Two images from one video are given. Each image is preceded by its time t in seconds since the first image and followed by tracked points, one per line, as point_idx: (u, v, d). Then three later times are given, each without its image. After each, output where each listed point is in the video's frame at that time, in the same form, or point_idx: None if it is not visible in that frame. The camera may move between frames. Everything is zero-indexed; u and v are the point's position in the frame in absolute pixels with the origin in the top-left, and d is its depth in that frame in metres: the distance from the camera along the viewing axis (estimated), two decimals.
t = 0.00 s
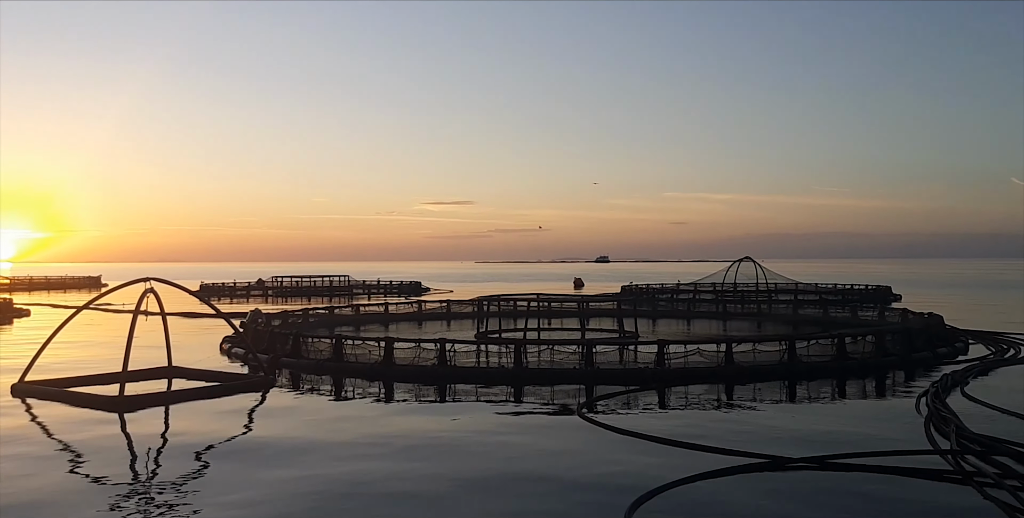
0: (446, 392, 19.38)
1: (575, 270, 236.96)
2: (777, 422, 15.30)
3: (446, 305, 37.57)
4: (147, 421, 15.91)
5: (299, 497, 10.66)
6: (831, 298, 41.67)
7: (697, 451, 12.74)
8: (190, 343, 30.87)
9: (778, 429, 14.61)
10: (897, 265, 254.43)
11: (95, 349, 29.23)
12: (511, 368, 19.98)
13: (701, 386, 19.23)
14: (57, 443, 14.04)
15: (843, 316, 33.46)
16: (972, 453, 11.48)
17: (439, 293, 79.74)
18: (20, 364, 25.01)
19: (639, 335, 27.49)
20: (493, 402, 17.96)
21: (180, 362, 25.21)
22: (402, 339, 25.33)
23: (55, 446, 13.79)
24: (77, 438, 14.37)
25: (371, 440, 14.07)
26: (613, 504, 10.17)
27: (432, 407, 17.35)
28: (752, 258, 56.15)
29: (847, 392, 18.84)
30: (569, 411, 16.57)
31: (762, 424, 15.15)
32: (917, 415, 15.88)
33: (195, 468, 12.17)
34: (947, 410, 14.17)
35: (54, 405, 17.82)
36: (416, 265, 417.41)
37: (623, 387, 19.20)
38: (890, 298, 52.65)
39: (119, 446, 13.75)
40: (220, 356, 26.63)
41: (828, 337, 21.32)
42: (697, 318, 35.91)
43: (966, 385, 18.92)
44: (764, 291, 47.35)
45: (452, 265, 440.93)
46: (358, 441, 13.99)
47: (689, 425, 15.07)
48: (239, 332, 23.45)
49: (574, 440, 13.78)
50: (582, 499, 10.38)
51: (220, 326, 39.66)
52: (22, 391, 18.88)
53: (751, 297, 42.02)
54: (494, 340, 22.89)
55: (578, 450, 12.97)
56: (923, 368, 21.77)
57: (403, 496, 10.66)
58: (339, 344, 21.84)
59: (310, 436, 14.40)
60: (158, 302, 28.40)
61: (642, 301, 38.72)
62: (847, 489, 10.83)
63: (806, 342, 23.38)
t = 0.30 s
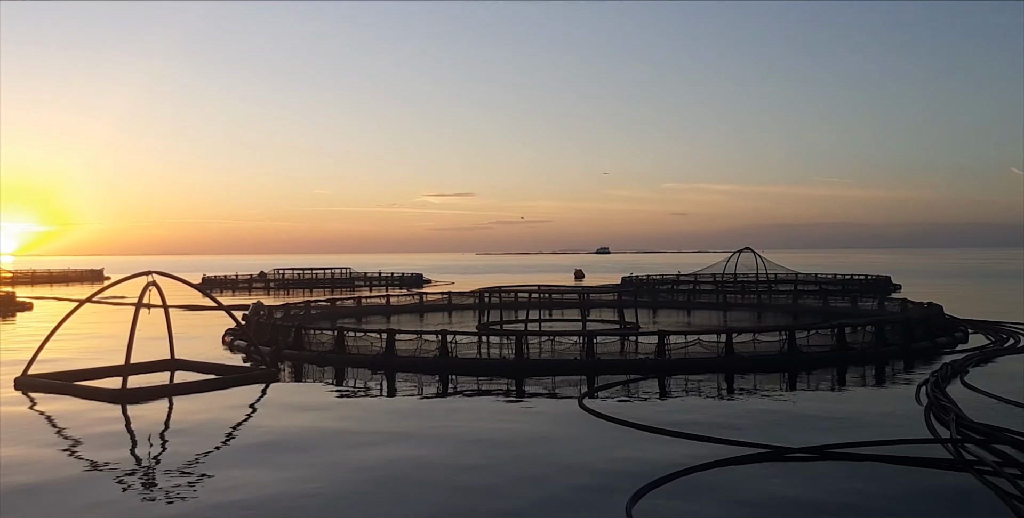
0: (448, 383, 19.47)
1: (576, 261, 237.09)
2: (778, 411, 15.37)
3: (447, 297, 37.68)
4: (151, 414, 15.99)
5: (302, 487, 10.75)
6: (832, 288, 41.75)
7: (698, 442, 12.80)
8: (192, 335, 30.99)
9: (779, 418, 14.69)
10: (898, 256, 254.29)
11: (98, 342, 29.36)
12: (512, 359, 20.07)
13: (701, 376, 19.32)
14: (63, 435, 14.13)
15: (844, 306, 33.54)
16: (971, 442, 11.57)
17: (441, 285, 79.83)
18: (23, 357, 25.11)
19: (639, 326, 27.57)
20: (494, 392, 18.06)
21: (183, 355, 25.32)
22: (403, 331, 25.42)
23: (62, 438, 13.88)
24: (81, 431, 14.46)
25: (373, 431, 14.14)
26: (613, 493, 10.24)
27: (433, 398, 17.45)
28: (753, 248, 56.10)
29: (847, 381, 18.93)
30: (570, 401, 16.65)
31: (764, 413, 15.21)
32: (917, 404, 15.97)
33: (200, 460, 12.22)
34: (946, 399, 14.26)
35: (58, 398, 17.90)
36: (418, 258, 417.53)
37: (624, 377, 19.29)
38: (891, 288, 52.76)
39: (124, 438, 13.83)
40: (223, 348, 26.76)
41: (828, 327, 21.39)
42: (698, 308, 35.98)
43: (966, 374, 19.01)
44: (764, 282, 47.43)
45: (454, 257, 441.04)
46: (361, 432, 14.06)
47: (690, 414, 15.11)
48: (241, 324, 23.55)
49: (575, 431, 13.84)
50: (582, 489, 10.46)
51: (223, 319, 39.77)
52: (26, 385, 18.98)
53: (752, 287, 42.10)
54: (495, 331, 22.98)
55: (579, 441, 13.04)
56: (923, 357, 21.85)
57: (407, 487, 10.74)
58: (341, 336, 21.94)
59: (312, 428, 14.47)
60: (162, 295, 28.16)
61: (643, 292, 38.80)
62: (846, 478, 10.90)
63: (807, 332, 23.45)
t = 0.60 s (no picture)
0: (449, 378, 19.42)
1: (576, 256, 236.99)
2: (780, 406, 15.31)
3: (447, 292, 37.61)
4: (151, 408, 15.95)
5: (300, 481, 10.66)
6: (834, 283, 41.66)
7: (700, 436, 12.74)
8: (192, 331, 30.96)
9: (781, 413, 14.64)
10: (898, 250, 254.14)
11: (98, 337, 29.32)
12: (514, 354, 20.03)
13: (702, 371, 19.27)
14: (62, 429, 14.09)
15: (845, 301, 33.50)
16: (974, 436, 11.51)
17: (442, 280, 79.76)
18: (23, 352, 25.07)
19: (640, 321, 27.51)
20: (496, 387, 18.01)
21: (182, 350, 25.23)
22: (404, 326, 25.37)
23: (61, 433, 13.83)
24: (81, 425, 14.40)
25: (374, 425, 14.09)
26: (614, 488, 10.15)
27: (434, 393, 17.41)
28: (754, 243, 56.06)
29: (850, 376, 18.89)
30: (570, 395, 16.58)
31: (767, 408, 15.15)
32: (920, 398, 15.91)
33: (199, 454, 12.17)
34: (949, 394, 14.20)
35: (58, 394, 17.85)
36: (418, 253, 417.39)
37: (625, 372, 19.25)
38: (892, 283, 52.71)
39: (124, 432, 13.79)
40: (223, 344, 26.70)
41: (830, 322, 21.34)
42: (699, 303, 35.93)
43: (968, 369, 18.96)
44: (765, 277, 47.36)
45: (454, 252, 440.89)
46: (361, 426, 14.01)
47: (692, 408, 15.05)
48: (241, 319, 23.51)
49: (576, 425, 13.79)
50: (584, 483, 10.37)
51: (223, 314, 39.74)
52: (26, 380, 18.94)
53: (753, 282, 42.05)
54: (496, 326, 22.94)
55: (581, 435, 12.99)
56: (925, 352, 21.79)
57: (407, 480, 10.68)
58: (342, 331, 21.90)
59: (312, 422, 14.42)
60: (162, 292, 27.48)
61: (644, 287, 38.77)
62: (849, 473, 10.83)
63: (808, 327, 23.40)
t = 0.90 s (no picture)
0: (451, 374, 19.45)
1: (580, 253, 236.83)
2: (783, 402, 15.32)
3: (450, 289, 37.61)
4: (155, 405, 15.99)
5: (304, 476, 10.68)
6: (837, 279, 41.64)
7: (704, 433, 12.73)
8: (196, 328, 31.02)
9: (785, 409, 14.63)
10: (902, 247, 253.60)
11: (102, 335, 29.40)
12: (517, 351, 20.04)
13: (705, 368, 19.28)
14: (67, 426, 14.13)
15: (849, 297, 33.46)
16: (977, 433, 11.50)
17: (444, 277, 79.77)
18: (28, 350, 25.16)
19: (644, 318, 27.50)
20: (499, 384, 18.03)
21: (186, 348, 25.23)
22: (408, 323, 25.40)
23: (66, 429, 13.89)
24: (85, 422, 14.38)
25: (377, 421, 14.11)
26: (620, 485, 10.11)
27: (437, 390, 17.44)
28: (757, 240, 56.04)
29: (853, 371, 18.88)
30: (574, 392, 16.55)
31: (770, 404, 15.14)
32: (923, 394, 15.90)
33: (203, 450, 12.20)
34: (952, 390, 14.19)
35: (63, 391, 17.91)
36: (421, 250, 417.30)
37: (628, 369, 19.26)
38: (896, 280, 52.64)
39: (128, 429, 13.83)
40: (226, 341, 26.72)
41: (833, 319, 21.32)
42: (703, 300, 35.91)
43: (972, 365, 18.93)
44: (769, 274, 47.34)
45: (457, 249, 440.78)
46: (364, 422, 14.03)
47: (695, 404, 15.04)
48: (245, 316, 23.56)
49: (579, 422, 13.80)
50: (590, 481, 10.32)
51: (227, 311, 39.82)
52: (30, 378, 19.00)
53: (757, 279, 42.02)
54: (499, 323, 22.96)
55: (584, 432, 13.00)
56: (928, 349, 21.77)
57: (410, 476, 10.69)
58: (345, 328, 21.93)
59: (316, 418, 14.46)
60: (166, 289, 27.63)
61: (647, 284, 38.75)
62: (852, 468, 10.83)
63: (812, 324, 23.38)
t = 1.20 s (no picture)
0: (458, 372, 19.48)
1: (585, 251, 236.77)
2: (790, 400, 15.29)
3: (456, 287, 37.59)
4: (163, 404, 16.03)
5: (312, 474, 10.69)
6: (843, 276, 41.54)
7: (711, 431, 12.71)
8: (203, 326, 31.07)
9: (791, 407, 14.60)
10: (909, 244, 252.82)
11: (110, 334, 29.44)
12: (523, 349, 20.05)
13: (712, 365, 19.26)
14: (75, 424, 14.18)
15: (855, 294, 33.37)
16: (984, 430, 11.48)
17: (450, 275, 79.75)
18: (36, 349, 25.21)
19: (650, 315, 27.47)
20: (505, 381, 18.04)
21: (192, 347, 25.25)
22: (414, 321, 25.45)
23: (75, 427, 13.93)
24: (91, 421, 14.39)
25: (383, 420, 14.10)
26: (627, 483, 10.08)
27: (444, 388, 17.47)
28: (763, 238, 55.99)
29: (860, 368, 18.83)
30: (581, 390, 16.52)
31: (776, 401, 15.11)
32: (931, 391, 15.86)
33: (211, 449, 12.20)
34: (959, 387, 14.17)
35: (70, 390, 17.97)
36: (427, 248, 417.71)
37: (634, 366, 19.26)
38: (902, 277, 52.46)
39: (137, 427, 13.86)
40: (233, 340, 26.79)
41: (840, 317, 21.26)
42: (709, 297, 35.85)
43: (980, 362, 18.89)
44: (775, 270, 47.25)
45: (463, 247, 441.10)
46: (370, 420, 14.04)
47: (702, 402, 15.02)
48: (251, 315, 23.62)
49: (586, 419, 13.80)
50: (598, 479, 10.28)
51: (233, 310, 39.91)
52: (38, 377, 19.08)
53: (763, 276, 41.93)
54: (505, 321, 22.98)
55: (589, 431, 12.96)
56: (935, 346, 21.70)
57: (418, 473, 10.69)
58: (351, 326, 21.98)
59: (323, 416, 14.47)
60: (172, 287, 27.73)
61: (654, 281, 38.70)
62: (859, 466, 10.80)
63: (818, 321, 23.34)
